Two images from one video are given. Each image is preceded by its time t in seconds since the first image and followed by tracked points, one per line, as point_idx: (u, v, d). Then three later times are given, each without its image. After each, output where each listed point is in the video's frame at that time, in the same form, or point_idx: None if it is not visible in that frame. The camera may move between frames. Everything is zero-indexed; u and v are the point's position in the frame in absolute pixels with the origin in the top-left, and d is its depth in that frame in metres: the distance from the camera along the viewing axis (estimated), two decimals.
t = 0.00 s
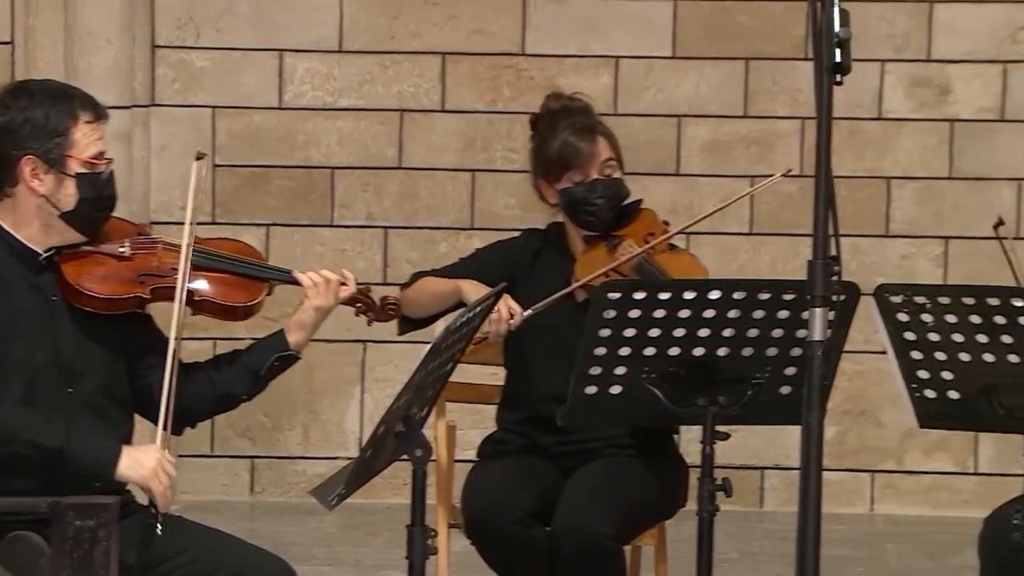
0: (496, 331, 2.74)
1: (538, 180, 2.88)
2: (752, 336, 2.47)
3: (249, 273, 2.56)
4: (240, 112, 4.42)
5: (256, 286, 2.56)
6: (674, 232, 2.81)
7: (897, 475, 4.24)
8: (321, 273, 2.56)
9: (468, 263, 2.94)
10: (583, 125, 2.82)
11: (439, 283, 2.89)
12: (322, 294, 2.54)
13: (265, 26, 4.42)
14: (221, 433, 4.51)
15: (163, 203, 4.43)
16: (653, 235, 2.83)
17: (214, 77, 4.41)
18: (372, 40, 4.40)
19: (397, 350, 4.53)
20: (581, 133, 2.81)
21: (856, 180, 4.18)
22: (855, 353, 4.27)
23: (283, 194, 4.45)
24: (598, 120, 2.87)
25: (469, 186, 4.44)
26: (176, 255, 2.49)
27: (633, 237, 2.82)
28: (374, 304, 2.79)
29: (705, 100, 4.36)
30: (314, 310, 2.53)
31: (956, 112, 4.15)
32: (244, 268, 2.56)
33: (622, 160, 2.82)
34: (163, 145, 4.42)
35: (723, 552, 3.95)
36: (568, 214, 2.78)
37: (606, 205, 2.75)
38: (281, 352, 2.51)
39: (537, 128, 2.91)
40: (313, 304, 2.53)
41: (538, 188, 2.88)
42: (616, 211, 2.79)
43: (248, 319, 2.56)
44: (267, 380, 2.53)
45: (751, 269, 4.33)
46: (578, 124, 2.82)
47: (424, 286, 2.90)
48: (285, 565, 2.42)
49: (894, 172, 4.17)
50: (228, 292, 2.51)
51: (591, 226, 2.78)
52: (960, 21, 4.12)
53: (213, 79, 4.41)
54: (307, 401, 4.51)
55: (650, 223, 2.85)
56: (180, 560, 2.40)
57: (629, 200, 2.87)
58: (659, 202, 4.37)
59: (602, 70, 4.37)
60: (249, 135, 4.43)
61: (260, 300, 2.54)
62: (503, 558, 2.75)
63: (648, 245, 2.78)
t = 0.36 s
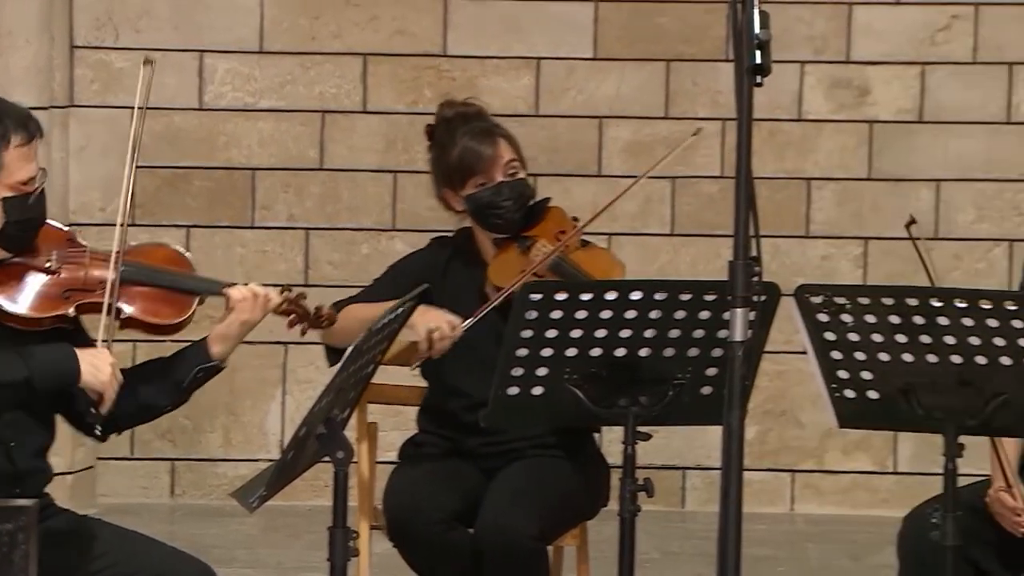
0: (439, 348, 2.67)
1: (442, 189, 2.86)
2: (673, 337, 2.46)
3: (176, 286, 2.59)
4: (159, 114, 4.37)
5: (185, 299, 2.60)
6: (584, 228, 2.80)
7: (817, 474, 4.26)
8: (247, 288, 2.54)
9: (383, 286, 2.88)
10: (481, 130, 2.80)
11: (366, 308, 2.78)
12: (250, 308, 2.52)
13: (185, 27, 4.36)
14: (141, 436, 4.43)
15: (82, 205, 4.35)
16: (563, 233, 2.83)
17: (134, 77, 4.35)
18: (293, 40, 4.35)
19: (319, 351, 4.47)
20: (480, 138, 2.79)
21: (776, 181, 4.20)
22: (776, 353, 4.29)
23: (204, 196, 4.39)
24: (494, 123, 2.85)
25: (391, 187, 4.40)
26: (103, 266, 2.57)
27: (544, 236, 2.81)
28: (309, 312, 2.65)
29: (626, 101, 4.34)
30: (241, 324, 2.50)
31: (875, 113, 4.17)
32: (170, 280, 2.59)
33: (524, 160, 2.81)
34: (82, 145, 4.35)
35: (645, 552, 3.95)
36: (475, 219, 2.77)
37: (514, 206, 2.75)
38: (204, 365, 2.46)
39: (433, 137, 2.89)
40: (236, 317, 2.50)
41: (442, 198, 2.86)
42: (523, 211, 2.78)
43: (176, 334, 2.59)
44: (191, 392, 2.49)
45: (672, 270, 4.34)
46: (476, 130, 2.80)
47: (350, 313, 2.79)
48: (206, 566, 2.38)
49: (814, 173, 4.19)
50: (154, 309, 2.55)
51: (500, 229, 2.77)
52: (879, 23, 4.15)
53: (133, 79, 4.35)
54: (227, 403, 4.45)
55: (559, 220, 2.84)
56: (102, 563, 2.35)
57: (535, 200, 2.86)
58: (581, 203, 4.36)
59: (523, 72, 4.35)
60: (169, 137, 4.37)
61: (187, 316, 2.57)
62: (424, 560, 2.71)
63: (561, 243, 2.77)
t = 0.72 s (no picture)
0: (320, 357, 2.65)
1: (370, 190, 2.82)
2: (598, 337, 2.44)
3: (97, 319, 2.63)
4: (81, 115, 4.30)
5: (104, 332, 2.64)
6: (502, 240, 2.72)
7: (741, 474, 4.28)
8: (148, 324, 2.50)
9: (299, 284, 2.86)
10: (408, 132, 2.76)
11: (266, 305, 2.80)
12: (143, 346, 2.47)
13: (106, 26, 4.30)
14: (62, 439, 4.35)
15: (3, 206, 4.28)
16: (481, 241, 2.76)
17: (55, 77, 4.27)
18: (215, 40, 4.30)
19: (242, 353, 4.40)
20: (406, 140, 2.74)
21: (701, 182, 4.21)
22: (699, 354, 4.30)
23: (126, 197, 4.32)
24: (425, 127, 2.81)
25: (314, 188, 4.35)
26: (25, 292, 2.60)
27: (461, 246, 2.75)
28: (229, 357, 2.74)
29: (550, 103, 4.33)
30: (130, 357, 2.45)
31: (797, 114, 4.20)
32: (96, 314, 2.63)
33: (450, 167, 2.76)
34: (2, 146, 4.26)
35: (570, 552, 3.94)
36: (399, 222, 2.69)
37: (435, 212, 2.66)
38: (93, 394, 2.42)
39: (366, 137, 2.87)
40: (131, 349, 2.46)
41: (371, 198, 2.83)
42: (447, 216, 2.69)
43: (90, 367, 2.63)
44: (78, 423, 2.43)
45: (596, 271, 4.33)
46: (403, 131, 2.76)
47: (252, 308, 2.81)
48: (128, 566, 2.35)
49: (737, 173, 4.21)
50: (74, 341, 2.59)
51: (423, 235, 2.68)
52: (800, 24, 4.17)
53: (54, 79, 4.27)
54: (150, 405, 4.37)
55: (479, 230, 2.78)
56: (25, 565, 2.28)
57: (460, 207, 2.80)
58: (506, 204, 4.34)
59: (447, 72, 4.33)
60: (91, 138, 4.31)
61: (105, 352, 2.62)
62: (345, 562, 2.69)
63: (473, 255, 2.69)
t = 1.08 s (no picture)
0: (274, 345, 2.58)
1: (308, 184, 2.78)
2: (514, 339, 2.42)
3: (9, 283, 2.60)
4: None
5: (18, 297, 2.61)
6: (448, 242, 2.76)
7: (656, 474, 4.29)
8: (64, 286, 2.45)
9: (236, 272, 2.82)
10: (354, 130, 2.73)
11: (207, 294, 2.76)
12: (62, 308, 2.42)
13: (18, 26, 4.24)
14: None
15: None
16: (426, 245, 2.80)
17: None
18: (128, 40, 4.24)
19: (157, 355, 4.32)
20: (352, 138, 2.72)
21: (616, 183, 4.24)
22: (615, 354, 4.31)
23: (39, 199, 4.27)
24: (368, 125, 2.79)
25: (229, 189, 4.29)
26: None
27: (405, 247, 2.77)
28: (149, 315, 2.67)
29: (466, 104, 4.30)
30: (53, 322, 2.41)
31: (712, 115, 4.21)
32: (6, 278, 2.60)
33: (393, 166, 2.76)
34: None
35: (486, 553, 3.93)
36: (337, 220, 2.69)
37: (378, 211, 2.67)
38: (19, 366, 2.34)
39: (305, 131, 2.83)
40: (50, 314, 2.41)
41: (307, 193, 2.79)
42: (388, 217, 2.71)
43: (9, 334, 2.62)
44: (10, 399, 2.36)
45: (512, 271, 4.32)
46: (349, 128, 2.73)
47: (191, 297, 2.77)
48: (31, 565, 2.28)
49: (652, 174, 4.23)
50: None
51: (363, 233, 2.69)
52: (715, 26, 4.19)
53: None
54: (62, 407, 4.29)
55: (422, 232, 2.81)
56: None
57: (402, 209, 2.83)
58: (422, 204, 4.31)
59: (362, 73, 4.29)
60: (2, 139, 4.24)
61: (19, 317, 2.60)
62: (260, 567, 2.66)
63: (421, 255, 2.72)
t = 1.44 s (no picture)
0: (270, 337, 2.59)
1: (257, 182, 2.80)
2: (428, 340, 2.41)
3: None
4: None
5: None
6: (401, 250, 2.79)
7: (570, 475, 4.29)
8: None
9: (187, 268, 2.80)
10: (310, 134, 2.76)
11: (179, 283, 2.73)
12: None
13: None
14: None
15: None
16: (378, 250, 2.80)
17: None
18: (38, 41, 4.18)
19: (68, 358, 4.24)
20: (310, 143, 2.74)
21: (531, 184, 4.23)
22: (529, 355, 4.30)
23: None
24: (321, 128, 2.81)
25: (141, 190, 4.23)
26: None
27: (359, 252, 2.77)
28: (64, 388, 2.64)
29: (380, 105, 4.26)
30: None
31: (626, 116, 4.22)
32: None
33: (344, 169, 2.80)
34: None
35: (400, 554, 3.91)
36: (289, 223, 2.68)
37: (332, 216, 2.67)
38: None
39: (255, 129, 2.83)
40: None
41: (254, 190, 2.81)
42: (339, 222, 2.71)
43: None
44: None
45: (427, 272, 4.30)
46: (305, 132, 2.76)
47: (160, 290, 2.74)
48: None
49: (566, 176, 4.23)
50: None
51: (313, 237, 2.68)
52: (628, 27, 4.20)
53: None
54: None
55: (373, 238, 2.83)
56: None
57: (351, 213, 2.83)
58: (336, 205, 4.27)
59: (275, 74, 4.25)
60: None
61: None
62: None
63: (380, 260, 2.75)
